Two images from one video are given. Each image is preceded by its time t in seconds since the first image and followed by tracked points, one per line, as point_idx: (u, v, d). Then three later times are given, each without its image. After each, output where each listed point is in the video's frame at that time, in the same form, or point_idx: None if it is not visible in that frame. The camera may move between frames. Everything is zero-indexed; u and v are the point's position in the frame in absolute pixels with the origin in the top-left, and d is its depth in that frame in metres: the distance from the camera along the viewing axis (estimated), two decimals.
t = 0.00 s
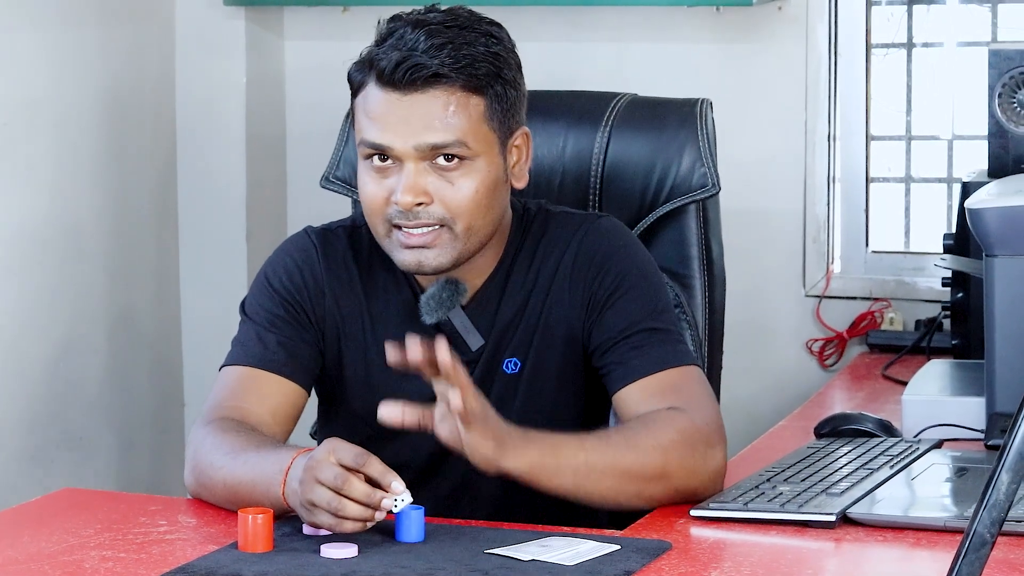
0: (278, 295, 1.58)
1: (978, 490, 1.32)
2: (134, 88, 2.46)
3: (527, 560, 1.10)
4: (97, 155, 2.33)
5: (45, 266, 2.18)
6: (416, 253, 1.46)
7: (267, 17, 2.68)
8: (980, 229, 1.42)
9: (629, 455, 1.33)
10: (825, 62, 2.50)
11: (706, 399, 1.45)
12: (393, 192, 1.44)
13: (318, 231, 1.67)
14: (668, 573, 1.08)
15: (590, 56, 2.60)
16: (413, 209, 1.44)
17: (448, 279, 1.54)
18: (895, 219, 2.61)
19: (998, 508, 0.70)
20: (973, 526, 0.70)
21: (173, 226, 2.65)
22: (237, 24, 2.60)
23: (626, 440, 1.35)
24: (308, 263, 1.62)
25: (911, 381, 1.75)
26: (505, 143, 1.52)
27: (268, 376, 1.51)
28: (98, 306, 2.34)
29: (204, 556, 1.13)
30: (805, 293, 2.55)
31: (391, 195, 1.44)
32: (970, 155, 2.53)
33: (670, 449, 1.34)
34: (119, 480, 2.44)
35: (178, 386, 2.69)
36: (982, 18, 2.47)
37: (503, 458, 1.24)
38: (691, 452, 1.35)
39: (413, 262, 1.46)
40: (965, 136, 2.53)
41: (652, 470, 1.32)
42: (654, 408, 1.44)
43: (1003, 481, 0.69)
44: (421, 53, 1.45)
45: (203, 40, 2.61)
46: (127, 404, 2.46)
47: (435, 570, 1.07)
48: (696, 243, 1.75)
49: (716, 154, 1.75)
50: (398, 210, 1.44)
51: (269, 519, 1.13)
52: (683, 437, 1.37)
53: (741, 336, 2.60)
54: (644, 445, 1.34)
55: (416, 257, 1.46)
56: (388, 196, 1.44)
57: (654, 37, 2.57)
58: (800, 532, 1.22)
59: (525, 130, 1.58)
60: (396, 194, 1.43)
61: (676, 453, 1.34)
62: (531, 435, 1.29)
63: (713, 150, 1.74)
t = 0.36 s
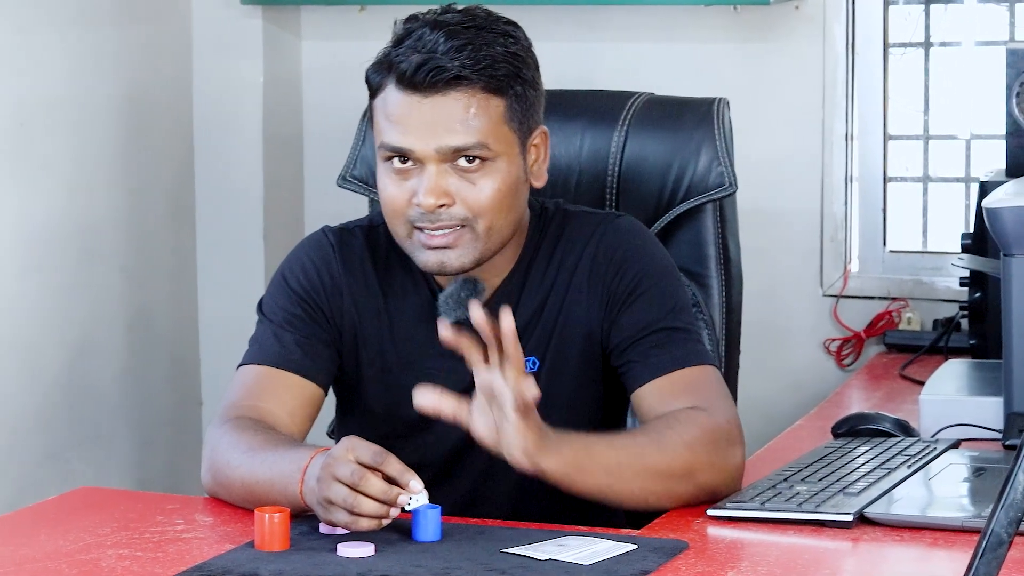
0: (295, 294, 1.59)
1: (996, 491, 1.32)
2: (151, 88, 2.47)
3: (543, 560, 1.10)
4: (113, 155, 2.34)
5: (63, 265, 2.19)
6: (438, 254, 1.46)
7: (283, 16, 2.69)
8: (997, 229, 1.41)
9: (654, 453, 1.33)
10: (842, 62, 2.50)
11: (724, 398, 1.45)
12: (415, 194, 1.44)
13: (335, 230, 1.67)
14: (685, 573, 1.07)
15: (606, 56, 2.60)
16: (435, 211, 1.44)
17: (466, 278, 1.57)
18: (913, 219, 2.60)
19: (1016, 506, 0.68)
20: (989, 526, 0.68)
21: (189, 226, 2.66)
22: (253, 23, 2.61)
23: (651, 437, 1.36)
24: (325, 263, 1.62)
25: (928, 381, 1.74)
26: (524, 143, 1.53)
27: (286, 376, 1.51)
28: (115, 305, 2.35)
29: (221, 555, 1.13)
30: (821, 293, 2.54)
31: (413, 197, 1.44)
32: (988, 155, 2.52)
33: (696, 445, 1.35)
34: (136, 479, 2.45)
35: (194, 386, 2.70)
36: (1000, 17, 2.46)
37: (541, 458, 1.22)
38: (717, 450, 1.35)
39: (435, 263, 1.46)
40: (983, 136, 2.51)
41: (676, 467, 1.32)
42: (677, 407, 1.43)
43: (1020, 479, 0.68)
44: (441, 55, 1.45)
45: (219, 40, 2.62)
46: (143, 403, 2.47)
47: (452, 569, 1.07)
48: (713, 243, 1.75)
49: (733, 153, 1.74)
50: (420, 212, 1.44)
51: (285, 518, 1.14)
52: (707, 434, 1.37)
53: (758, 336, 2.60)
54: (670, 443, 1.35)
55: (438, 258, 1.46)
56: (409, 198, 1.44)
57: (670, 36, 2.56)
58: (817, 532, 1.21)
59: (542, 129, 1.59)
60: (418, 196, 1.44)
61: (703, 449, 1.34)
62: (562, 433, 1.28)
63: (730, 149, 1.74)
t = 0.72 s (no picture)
0: (312, 294, 1.59)
1: (1014, 491, 1.31)
2: (167, 89, 2.48)
3: (559, 560, 1.10)
4: (129, 155, 2.35)
5: (79, 265, 2.20)
6: (455, 255, 1.46)
7: (300, 16, 2.70)
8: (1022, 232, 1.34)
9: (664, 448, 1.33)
10: (859, 61, 2.49)
11: (740, 395, 1.45)
12: (431, 196, 1.44)
13: (352, 230, 1.67)
14: (702, 573, 1.07)
15: (623, 56, 2.60)
16: (452, 213, 1.44)
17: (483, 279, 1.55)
18: (929, 219, 2.59)
19: None
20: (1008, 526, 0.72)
21: (205, 226, 2.67)
22: (270, 22, 2.61)
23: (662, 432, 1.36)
24: (341, 262, 1.62)
25: (945, 381, 1.73)
26: (540, 144, 1.53)
27: (302, 375, 1.51)
28: (131, 304, 2.36)
29: (236, 554, 1.13)
30: (838, 293, 2.53)
31: (430, 199, 1.44)
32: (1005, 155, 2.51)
33: (707, 442, 1.34)
34: (152, 478, 2.45)
35: (210, 385, 2.71)
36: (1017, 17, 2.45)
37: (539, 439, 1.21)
38: (728, 448, 1.34)
39: (452, 265, 1.47)
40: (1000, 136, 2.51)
41: (687, 462, 1.31)
42: (688, 404, 1.43)
43: None
44: (458, 57, 1.45)
45: (236, 40, 2.63)
46: (159, 403, 2.47)
47: (468, 569, 1.07)
48: (730, 242, 1.74)
49: (750, 153, 1.74)
50: (437, 214, 1.44)
51: (301, 518, 1.14)
52: (719, 433, 1.36)
53: (774, 336, 2.59)
54: (680, 439, 1.34)
55: (455, 259, 1.46)
56: (426, 200, 1.45)
57: (687, 36, 2.56)
58: (834, 532, 1.21)
59: (558, 129, 1.59)
60: (435, 198, 1.44)
61: (713, 446, 1.33)
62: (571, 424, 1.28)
63: (747, 149, 1.74)
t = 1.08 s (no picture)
0: (322, 294, 1.59)
1: None
2: (178, 89, 2.49)
3: (570, 560, 1.10)
4: (140, 156, 2.36)
5: (91, 265, 2.20)
6: (473, 253, 1.48)
7: (311, 17, 2.70)
8: None
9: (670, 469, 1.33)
10: (870, 61, 2.48)
11: (748, 402, 1.45)
12: (449, 195, 1.44)
13: (363, 230, 1.68)
14: (712, 573, 1.07)
15: (634, 57, 2.60)
16: (471, 211, 1.44)
17: (493, 279, 1.54)
18: (941, 219, 2.58)
19: None
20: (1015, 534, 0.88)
21: (216, 226, 2.67)
22: (281, 23, 2.62)
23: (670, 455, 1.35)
24: (352, 263, 1.63)
25: (956, 381, 1.73)
26: (555, 141, 1.54)
27: (312, 375, 1.52)
28: (142, 305, 2.36)
29: (247, 554, 1.14)
30: (850, 293, 2.53)
31: (449, 197, 1.45)
32: (1017, 155, 2.50)
33: (713, 461, 1.34)
34: (163, 478, 2.46)
35: (221, 386, 2.72)
36: None
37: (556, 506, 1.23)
38: (734, 465, 1.35)
39: (470, 263, 1.48)
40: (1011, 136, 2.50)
41: (694, 484, 1.31)
42: (696, 415, 1.43)
43: None
44: (476, 55, 1.46)
45: (247, 41, 2.64)
46: (170, 403, 2.48)
47: (478, 569, 1.07)
48: (741, 243, 1.74)
49: (761, 153, 1.74)
50: (455, 212, 1.44)
51: (311, 518, 1.14)
52: (727, 446, 1.37)
53: (785, 336, 2.58)
54: (687, 458, 1.34)
55: (472, 256, 1.48)
56: (444, 198, 1.45)
57: (698, 36, 2.56)
58: (845, 532, 1.21)
59: (573, 128, 1.59)
60: (453, 196, 1.44)
61: (720, 466, 1.34)
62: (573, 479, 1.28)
63: (758, 149, 1.74)
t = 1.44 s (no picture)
0: (334, 292, 1.60)
1: None
2: (190, 89, 2.49)
3: (582, 559, 1.10)
4: (151, 155, 2.36)
5: (102, 264, 2.21)
6: (489, 251, 1.47)
7: (322, 16, 2.71)
8: None
9: (692, 471, 1.32)
10: (882, 61, 2.48)
11: (763, 402, 1.45)
12: (466, 192, 1.45)
13: (375, 229, 1.68)
14: (725, 572, 1.07)
15: (645, 56, 2.60)
16: (487, 209, 1.45)
17: (506, 279, 1.54)
18: (952, 219, 2.58)
19: None
20: None
21: (227, 226, 2.67)
22: (292, 22, 2.62)
23: (691, 456, 1.35)
24: (364, 262, 1.63)
25: (968, 381, 1.72)
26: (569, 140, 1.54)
27: (324, 374, 1.52)
28: (152, 304, 2.37)
29: (260, 553, 1.14)
30: (861, 293, 2.52)
31: (465, 194, 1.45)
32: None
33: (736, 464, 1.34)
34: (173, 477, 2.46)
35: (232, 385, 2.72)
36: None
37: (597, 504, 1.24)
38: (755, 467, 1.35)
39: (486, 261, 1.48)
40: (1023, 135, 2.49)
41: (716, 485, 1.31)
42: (714, 415, 1.43)
43: None
44: (493, 52, 1.47)
45: (257, 40, 2.64)
46: (181, 402, 2.48)
47: (491, 568, 1.07)
48: (753, 242, 1.74)
49: (773, 152, 1.74)
50: (471, 209, 1.45)
51: (324, 517, 1.14)
52: (745, 447, 1.37)
53: (796, 336, 2.58)
54: (706, 458, 1.34)
55: (488, 255, 1.47)
56: (460, 195, 1.45)
57: (708, 35, 2.56)
58: (858, 532, 1.21)
59: (586, 127, 1.60)
60: (470, 193, 1.44)
61: (742, 467, 1.34)
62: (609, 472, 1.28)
63: (770, 149, 1.74)
